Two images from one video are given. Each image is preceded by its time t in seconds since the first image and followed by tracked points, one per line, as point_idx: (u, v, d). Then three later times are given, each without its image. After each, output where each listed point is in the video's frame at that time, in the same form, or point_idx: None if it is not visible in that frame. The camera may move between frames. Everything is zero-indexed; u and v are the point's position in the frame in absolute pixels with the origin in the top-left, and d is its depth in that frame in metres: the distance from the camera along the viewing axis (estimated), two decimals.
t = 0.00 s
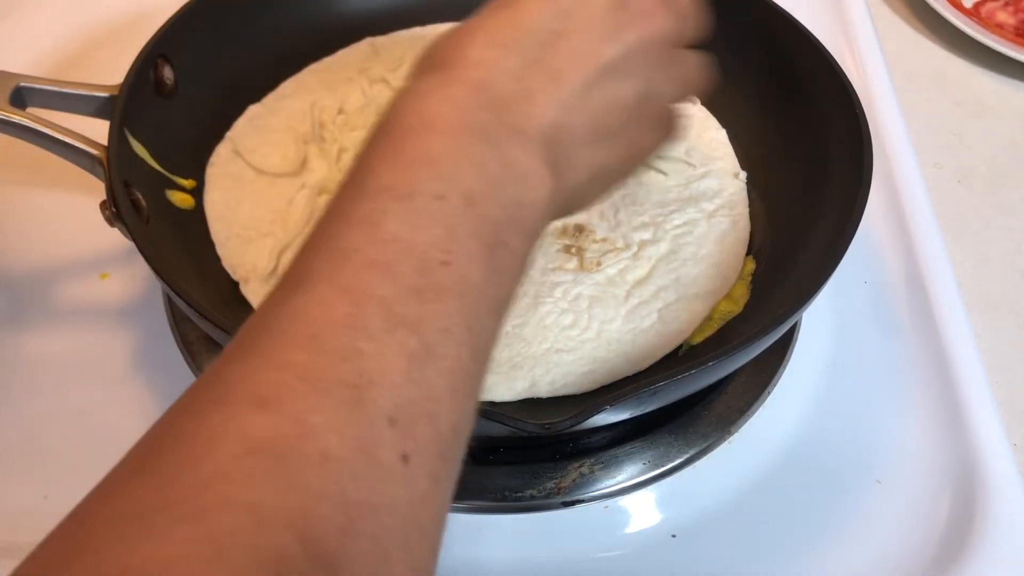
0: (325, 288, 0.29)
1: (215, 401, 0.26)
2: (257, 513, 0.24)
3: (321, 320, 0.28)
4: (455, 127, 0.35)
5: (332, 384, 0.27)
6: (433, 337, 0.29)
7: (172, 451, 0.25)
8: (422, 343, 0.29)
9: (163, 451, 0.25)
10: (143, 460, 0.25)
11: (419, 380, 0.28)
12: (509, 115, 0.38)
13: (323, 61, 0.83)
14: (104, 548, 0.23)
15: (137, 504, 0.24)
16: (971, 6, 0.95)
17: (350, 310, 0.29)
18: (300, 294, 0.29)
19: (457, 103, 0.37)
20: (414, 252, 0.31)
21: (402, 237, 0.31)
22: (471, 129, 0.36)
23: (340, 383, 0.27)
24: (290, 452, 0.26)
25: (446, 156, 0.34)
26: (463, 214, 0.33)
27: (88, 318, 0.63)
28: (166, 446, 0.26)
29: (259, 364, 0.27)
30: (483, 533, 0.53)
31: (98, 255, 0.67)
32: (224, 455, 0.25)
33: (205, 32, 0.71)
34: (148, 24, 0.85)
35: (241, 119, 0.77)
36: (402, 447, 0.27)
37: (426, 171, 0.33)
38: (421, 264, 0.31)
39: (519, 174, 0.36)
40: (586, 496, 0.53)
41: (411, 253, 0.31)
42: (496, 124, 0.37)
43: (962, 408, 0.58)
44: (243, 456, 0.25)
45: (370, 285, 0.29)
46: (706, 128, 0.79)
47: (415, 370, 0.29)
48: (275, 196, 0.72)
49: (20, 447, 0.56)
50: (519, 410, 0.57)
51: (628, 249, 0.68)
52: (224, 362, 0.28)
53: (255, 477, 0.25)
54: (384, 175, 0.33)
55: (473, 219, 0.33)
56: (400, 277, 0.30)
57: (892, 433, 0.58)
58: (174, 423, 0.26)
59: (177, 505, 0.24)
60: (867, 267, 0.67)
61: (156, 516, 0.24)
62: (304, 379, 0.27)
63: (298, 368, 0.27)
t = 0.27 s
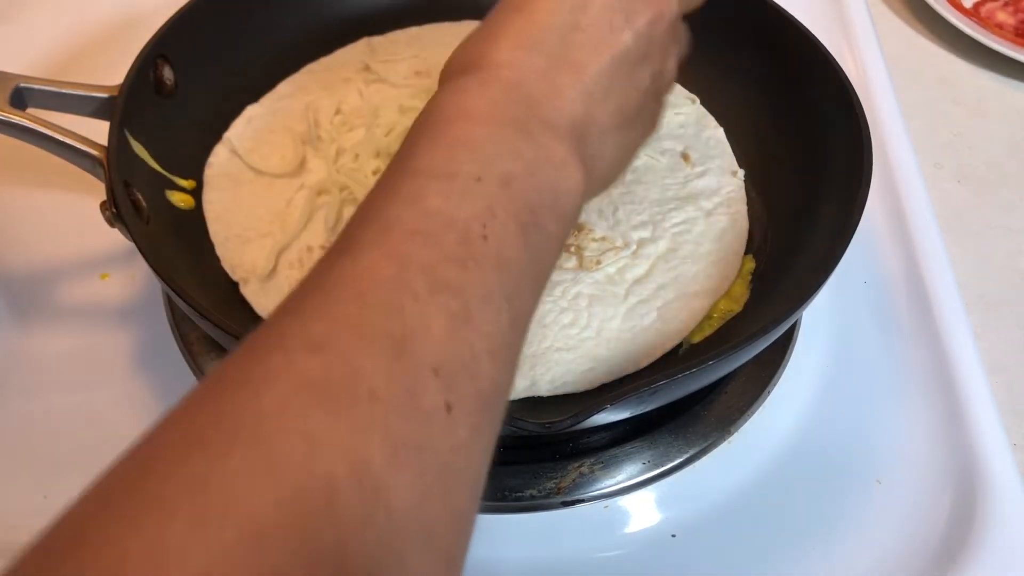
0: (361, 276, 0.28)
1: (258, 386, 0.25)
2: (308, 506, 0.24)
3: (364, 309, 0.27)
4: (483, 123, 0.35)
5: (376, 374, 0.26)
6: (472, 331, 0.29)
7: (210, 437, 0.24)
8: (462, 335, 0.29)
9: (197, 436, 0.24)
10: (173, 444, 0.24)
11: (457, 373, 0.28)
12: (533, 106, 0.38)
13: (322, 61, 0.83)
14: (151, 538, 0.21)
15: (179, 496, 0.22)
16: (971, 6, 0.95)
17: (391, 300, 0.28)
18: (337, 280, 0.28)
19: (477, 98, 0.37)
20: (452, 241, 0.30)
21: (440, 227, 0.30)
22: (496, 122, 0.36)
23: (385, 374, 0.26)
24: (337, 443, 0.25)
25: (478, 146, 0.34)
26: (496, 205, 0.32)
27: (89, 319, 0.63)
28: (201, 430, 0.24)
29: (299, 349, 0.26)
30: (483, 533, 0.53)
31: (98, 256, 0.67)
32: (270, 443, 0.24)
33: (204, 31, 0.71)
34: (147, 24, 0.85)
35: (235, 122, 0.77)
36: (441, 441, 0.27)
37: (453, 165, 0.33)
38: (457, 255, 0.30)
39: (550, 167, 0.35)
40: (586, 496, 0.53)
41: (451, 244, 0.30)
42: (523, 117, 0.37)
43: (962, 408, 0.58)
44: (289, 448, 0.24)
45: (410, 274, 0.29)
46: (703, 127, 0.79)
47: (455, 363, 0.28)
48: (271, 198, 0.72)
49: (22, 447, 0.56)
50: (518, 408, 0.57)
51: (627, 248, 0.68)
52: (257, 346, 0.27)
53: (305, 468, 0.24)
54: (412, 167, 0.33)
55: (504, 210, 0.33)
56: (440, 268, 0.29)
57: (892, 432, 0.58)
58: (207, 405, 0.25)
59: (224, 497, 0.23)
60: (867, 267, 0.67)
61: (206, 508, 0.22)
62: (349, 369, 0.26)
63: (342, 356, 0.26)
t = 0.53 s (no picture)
0: (409, 296, 0.29)
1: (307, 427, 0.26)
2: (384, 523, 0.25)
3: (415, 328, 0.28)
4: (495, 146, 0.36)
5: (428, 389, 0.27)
6: (502, 343, 0.29)
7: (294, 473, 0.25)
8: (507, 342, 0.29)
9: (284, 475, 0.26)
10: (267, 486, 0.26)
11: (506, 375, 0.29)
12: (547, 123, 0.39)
13: (323, 64, 0.83)
14: (256, 573, 0.23)
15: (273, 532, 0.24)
16: (971, 6, 0.95)
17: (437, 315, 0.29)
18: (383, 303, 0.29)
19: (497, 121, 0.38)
20: (492, 251, 0.31)
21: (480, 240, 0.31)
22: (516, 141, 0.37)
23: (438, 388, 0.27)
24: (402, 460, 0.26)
25: (499, 169, 0.35)
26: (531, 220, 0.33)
27: (89, 318, 0.63)
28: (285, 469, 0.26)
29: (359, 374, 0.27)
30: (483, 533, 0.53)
31: (98, 255, 0.67)
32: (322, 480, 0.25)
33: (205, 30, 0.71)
34: (147, 23, 0.85)
35: (240, 122, 0.77)
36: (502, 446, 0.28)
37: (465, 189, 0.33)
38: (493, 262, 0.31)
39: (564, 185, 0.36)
40: (586, 496, 0.53)
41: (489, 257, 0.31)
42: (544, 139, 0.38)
43: (961, 407, 0.58)
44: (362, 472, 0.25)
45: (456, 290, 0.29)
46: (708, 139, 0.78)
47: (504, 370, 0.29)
48: (269, 202, 0.72)
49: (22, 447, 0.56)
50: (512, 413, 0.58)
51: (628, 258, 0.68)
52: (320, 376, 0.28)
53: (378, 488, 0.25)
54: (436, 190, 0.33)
55: (526, 222, 0.33)
56: (484, 281, 0.30)
57: (892, 432, 0.58)
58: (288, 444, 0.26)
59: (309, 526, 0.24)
60: (867, 268, 0.68)
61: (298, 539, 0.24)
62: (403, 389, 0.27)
63: (396, 376, 0.27)
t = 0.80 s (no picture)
0: (307, 392, 0.27)
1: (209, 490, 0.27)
2: None
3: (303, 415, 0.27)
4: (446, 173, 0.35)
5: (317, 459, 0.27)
6: (399, 414, 0.28)
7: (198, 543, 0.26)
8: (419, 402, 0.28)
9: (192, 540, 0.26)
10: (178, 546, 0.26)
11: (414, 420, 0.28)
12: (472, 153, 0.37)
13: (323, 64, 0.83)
14: None
15: None
16: (971, 6, 0.95)
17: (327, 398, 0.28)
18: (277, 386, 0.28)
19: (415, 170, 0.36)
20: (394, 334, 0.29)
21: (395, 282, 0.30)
22: (426, 205, 0.34)
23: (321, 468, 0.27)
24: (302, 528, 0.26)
25: (406, 230, 0.32)
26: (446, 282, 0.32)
27: (89, 316, 0.63)
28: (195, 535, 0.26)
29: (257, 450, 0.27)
30: (483, 532, 0.53)
31: (97, 254, 0.67)
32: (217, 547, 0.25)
33: (209, 29, 0.71)
34: (148, 21, 0.85)
35: (240, 122, 0.76)
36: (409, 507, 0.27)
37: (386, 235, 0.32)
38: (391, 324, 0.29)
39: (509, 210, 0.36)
40: (586, 496, 0.53)
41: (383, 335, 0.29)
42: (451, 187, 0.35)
43: (961, 407, 0.58)
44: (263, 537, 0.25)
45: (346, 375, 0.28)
46: (709, 142, 0.78)
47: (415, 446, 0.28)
48: (267, 204, 0.71)
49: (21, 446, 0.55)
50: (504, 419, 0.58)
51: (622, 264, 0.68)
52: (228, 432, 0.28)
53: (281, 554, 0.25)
54: (367, 232, 0.32)
55: (441, 297, 0.31)
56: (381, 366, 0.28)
57: (892, 432, 0.58)
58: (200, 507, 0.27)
59: None
60: (868, 267, 0.67)
61: None
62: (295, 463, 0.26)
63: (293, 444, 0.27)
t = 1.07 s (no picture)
0: (277, 367, 0.28)
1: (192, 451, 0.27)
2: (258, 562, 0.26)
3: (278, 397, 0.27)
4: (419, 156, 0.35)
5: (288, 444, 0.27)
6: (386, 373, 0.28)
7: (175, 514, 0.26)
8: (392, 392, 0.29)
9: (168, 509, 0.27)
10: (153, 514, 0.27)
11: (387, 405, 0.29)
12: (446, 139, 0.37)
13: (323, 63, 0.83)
14: None
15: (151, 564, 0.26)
16: (971, 6, 0.95)
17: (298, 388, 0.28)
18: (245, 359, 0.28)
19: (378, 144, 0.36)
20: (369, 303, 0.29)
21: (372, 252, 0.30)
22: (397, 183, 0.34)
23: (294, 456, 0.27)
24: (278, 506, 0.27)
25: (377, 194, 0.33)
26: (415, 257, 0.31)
27: (89, 316, 0.63)
28: (169, 502, 0.27)
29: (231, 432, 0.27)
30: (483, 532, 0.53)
31: (97, 254, 0.67)
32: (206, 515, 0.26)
33: (210, 29, 0.71)
34: (149, 20, 0.85)
35: (242, 120, 0.77)
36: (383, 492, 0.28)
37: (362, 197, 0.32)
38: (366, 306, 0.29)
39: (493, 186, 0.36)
40: (586, 496, 0.53)
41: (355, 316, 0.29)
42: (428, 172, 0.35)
43: (961, 408, 0.58)
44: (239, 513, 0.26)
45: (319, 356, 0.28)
46: (710, 141, 0.78)
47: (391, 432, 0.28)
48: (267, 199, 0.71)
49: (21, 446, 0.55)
50: (503, 420, 0.58)
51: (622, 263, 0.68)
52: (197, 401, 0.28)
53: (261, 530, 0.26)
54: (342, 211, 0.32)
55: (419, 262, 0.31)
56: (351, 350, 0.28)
57: (893, 432, 0.58)
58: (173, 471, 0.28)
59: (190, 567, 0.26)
60: (868, 268, 0.67)
61: None
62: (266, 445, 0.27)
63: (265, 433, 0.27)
